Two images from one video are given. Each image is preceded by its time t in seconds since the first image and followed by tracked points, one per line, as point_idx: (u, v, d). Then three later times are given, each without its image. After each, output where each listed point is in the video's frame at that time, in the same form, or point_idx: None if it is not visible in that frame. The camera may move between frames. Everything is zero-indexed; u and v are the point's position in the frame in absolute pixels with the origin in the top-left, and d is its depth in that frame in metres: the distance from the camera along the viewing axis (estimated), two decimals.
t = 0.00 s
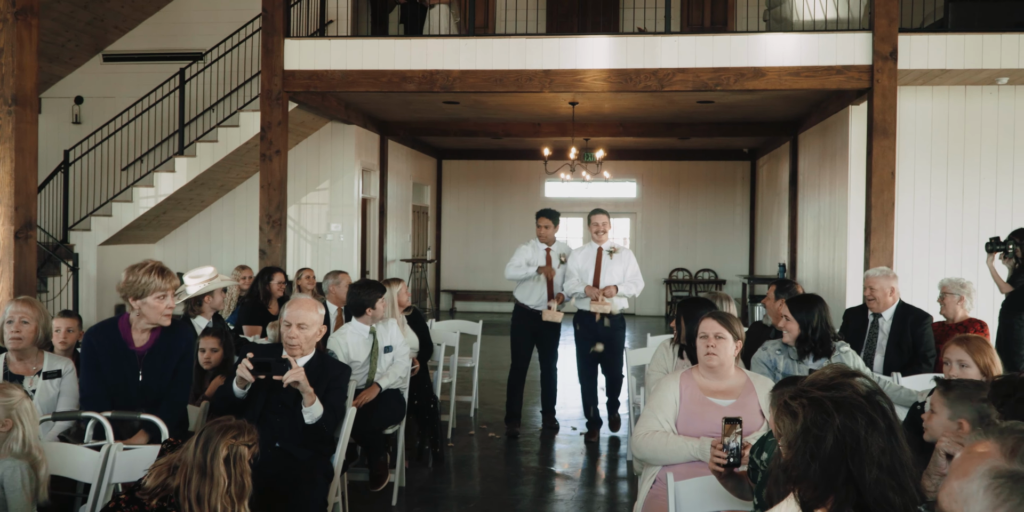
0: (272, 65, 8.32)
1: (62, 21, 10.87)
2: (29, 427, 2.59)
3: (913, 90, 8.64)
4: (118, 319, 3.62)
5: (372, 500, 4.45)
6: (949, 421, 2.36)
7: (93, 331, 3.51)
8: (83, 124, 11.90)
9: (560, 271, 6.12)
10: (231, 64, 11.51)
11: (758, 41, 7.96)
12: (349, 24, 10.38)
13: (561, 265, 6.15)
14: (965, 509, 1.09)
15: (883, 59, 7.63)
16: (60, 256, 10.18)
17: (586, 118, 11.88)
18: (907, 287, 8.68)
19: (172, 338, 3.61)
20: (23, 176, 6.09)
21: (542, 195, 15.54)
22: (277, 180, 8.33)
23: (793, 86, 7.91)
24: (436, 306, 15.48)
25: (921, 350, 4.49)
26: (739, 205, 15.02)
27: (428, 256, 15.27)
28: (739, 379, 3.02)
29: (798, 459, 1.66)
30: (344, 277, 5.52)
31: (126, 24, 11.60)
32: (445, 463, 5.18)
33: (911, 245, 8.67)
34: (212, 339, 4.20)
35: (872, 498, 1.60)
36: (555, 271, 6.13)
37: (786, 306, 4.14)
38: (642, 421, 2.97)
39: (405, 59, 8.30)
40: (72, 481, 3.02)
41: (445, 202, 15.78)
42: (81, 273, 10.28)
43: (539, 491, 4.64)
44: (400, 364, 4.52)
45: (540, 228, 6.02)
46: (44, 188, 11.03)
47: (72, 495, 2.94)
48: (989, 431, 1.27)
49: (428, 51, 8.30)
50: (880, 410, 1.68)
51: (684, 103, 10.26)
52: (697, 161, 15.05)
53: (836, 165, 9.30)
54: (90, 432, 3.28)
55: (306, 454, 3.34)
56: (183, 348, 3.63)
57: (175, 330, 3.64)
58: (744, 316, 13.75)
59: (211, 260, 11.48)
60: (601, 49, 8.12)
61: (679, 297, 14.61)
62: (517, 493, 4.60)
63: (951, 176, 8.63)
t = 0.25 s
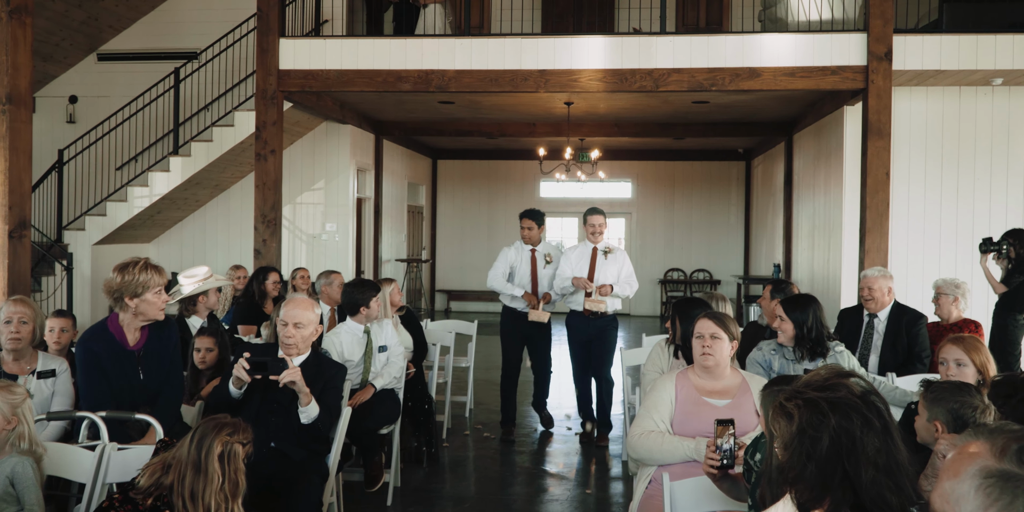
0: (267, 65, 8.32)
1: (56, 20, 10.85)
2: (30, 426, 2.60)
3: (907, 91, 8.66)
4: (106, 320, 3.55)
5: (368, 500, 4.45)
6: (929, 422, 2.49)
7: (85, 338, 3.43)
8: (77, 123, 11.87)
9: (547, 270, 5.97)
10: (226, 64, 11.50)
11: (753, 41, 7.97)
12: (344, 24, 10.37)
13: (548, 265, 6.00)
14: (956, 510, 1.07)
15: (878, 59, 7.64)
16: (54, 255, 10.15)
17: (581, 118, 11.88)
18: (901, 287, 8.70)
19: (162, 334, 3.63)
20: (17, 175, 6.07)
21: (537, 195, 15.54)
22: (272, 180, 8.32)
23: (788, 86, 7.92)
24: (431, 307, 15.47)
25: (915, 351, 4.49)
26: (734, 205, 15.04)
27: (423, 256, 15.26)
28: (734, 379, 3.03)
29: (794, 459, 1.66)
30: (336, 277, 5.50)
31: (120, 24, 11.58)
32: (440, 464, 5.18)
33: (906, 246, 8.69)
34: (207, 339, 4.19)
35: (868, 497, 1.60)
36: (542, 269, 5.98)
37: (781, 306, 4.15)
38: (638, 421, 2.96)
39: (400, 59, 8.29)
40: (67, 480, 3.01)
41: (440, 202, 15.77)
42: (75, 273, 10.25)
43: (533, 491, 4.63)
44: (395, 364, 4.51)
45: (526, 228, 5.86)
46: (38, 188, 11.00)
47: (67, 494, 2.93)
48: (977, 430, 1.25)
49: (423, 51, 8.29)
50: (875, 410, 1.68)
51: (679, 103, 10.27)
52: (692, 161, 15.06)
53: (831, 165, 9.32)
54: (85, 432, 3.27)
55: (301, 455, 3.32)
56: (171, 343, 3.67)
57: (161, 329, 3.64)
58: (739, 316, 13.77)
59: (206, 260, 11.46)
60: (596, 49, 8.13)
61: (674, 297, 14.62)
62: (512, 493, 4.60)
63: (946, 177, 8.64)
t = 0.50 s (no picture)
0: (262, 65, 8.30)
1: (51, 20, 10.82)
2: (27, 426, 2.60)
3: (902, 91, 8.67)
4: (106, 340, 3.55)
5: (363, 500, 4.45)
6: (915, 424, 2.60)
7: (87, 357, 3.43)
8: (72, 123, 11.85)
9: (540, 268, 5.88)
10: (221, 64, 11.49)
11: (748, 42, 7.98)
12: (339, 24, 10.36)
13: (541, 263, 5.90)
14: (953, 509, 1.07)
15: (873, 60, 7.65)
16: (48, 255, 10.13)
17: (577, 118, 11.89)
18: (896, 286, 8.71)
19: (160, 351, 3.62)
20: (12, 175, 6.06)
21: (532, 195, 15.54)
22: (267, 180, 8.30)
23: (784, 87, 7.93)
24: (426, 307, 15.46)
25: (911, 350, 4.51)
26: (729, 206, 15.05)
27: (418, 256, 15.25)
28: (731, 379, 3.03)
29: (786, 461, 1.66)
30: (329, 278, 5.49)
31: (115, 23, 11.56)
32: (435, 464, 5.18)
33: (900, 246, 8.70)
34: (202, 339, 4.18)
35: (862, 497, 1.60)
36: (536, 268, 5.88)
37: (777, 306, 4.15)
38: (634, 421, 2.96)
39: (396, 59, 8.29)
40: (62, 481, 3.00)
41: (436, 202, 15.76)
42: (70, 273, 10.23)
43: (528, 491, 4.63)
44: (390, 363, 4.52)
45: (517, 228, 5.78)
46: (32, 187, 10.98)
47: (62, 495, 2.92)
48: (971, 430, 1.24)
49: (419, 51, 8.29)
50: (866, 410, 1.68)
51: (675, 103, 10.27)
52: (688, 161, 15.07)
53: (826, 166, 9.34)
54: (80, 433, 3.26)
55: (297, 454, 3.32)
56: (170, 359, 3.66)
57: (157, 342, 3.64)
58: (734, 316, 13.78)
59: (201, 260, 11.45)
60: (592, 49, 8.13)
61: (670, 297, 14.64)
62: (507, 493, 4.60)
63: (940, 178, 8.66)
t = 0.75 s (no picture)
0: (258, 65, 8.30)
1: (46, 20, 10.80)
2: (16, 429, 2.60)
3: (897, 91, 8.69)
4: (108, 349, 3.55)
5: (360, 500, 4.45)
6: (902, 425, 2.62)
7: (91, 363, 3.43)
8: (66, 123, 11.82)
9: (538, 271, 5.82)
10: (216, 64, 11.47)
11: (744, 41, 7.99)
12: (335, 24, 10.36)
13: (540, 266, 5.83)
14: (950, 509, 1.07)
15: (868, 60, 7.67)
16: (44, 255, 10.11)
17: (572, 118, 11.89)
18: (892, 286, 8.72)
19: (160, 362, 3.62)
20: (7, 176, 6.04)
21: (528, 195, 15.54)
22: (263, 180, 8.29)
23: (779, 86, 7.93)
24: (422, 307, 15.46)
25: (906, 350, 4.51)
26: (725, 205, 15.07)
27: (414, 256, 15.24)
28: (726, 379, 3.03)
29: (781, 461, 1.67)
30: (322, 277, 5.49)
31: (110, 23, 11.54)
32: (432, 464, 5.18)
33: (896, 246, 8.72)
34: (197, 339, 4.17)
35: (855, 496, 1.60)
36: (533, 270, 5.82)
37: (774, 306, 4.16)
38: (630, 421, 2.97)
39: (391, 59, 8.29)
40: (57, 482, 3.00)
41: (432, 202, 15.76)
42: (65, 273, 10.21)
43: (525, 491, 4.63)
44: (385, 364, 4.53)
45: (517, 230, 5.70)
46: (27, 188, 10.95)
47: (58, 496, 2.92)
48: (969, 429, 1.25)
49: (415, 51, 8.28)
50: (860, 410, 1.68)
51: (670, 103, 10.28)
52: (683, 161, 15.09)
53: (821, 165, 9.35)
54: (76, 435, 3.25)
55: (294, 454, 3.33)
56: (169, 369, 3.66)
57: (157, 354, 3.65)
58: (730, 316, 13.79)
59: (196, 260, 11.43)
60: (588, 49, 8.13)
61: (666, 297, 14.65)
62: (504, 492, 4.61)
63: (935, 178, 8.67)
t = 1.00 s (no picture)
0: (253, 65, 8.29)
1: (41, 20, 10.78)
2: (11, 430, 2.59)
3: (893, 91, 8.70)
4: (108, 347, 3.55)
5: (356, 501, 4.45)
6: (891, 426, 2.62)
7: (91, 359, 3.43)
8: (62, 124, 11.81)
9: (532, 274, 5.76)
10: (212, 64, 11.46)
11: (739, 41, 7.99)
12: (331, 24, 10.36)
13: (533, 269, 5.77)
14: (947, 509, 1.07)
15: (864, 60, 7.68)
16: (39, 256, 10.08)
17: (569, 118, 11.90)
18: (888, 286, 8.74)
19: (157, 362, 3.63)
20: (3, 176, 6.04)
21: (524, 196, 15.55)
22: (259, 180, 8.28)
23: (775, 86, 7.94)
24: (418, 307, 15.45)
25: (902, 350, 4.52)
26: (721, 205, 15.08)
27: (410, 256, 15.24)
28: (724, 378, 3.03)
29: (780, 459, 1.67)
30: (320, 278, 5.49)
31: (106, 23, 11.52)
32: (428, 464, 5.18)
33: (892, 246, 8.73)
34: (197, 338, 4.17)
35: (852, 496, 1.61)
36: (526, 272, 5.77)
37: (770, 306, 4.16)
38: (628, 420, 2.97)
39: (387, 59, 8.28)
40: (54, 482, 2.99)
41: (428, 202, 15.75)
42: (60, 274, 10.19)
43: (521, 491, 4.64)
44: (382, 363, 4.53)
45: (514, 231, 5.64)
46: (22, 188, 10.93)
47: (54, 497, 2.91)
48: (966, 430, 1.25)
49: (411, 51, 8.28)
50: (861, 409, 1.68)
51: (666, 103, 10.29)
52: (679, 161, 15.10)
53: (817, 165, 9.36)
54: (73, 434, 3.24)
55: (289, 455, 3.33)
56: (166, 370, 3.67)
57: (155, 355, 3.64)
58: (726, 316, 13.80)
59: (192, 260, 11.41)
60: (584, 49, 8.13)
61: (662, 298, 14.66)
62: (500, 492, 4.61)
63: (931, 178, 8.69)
